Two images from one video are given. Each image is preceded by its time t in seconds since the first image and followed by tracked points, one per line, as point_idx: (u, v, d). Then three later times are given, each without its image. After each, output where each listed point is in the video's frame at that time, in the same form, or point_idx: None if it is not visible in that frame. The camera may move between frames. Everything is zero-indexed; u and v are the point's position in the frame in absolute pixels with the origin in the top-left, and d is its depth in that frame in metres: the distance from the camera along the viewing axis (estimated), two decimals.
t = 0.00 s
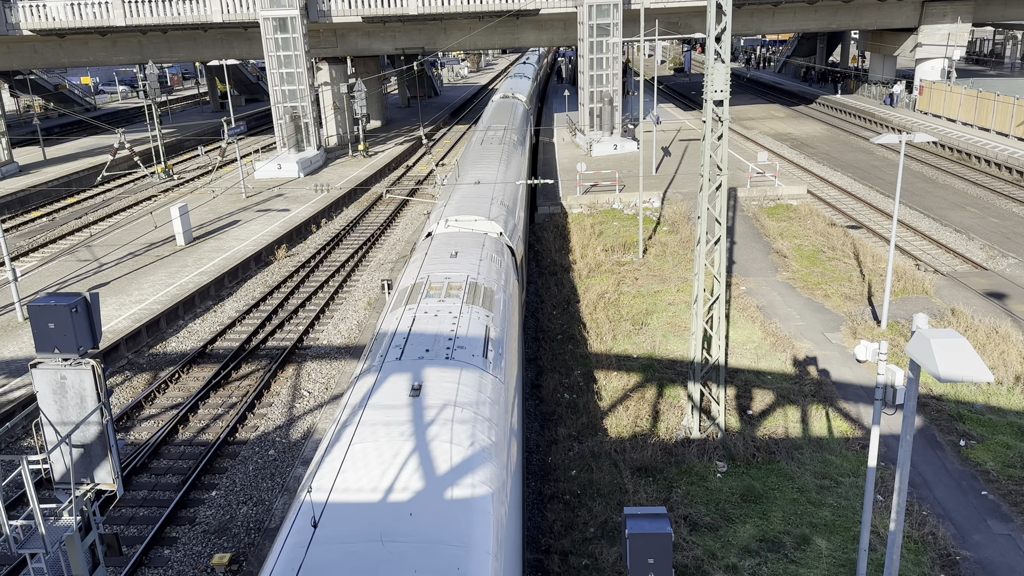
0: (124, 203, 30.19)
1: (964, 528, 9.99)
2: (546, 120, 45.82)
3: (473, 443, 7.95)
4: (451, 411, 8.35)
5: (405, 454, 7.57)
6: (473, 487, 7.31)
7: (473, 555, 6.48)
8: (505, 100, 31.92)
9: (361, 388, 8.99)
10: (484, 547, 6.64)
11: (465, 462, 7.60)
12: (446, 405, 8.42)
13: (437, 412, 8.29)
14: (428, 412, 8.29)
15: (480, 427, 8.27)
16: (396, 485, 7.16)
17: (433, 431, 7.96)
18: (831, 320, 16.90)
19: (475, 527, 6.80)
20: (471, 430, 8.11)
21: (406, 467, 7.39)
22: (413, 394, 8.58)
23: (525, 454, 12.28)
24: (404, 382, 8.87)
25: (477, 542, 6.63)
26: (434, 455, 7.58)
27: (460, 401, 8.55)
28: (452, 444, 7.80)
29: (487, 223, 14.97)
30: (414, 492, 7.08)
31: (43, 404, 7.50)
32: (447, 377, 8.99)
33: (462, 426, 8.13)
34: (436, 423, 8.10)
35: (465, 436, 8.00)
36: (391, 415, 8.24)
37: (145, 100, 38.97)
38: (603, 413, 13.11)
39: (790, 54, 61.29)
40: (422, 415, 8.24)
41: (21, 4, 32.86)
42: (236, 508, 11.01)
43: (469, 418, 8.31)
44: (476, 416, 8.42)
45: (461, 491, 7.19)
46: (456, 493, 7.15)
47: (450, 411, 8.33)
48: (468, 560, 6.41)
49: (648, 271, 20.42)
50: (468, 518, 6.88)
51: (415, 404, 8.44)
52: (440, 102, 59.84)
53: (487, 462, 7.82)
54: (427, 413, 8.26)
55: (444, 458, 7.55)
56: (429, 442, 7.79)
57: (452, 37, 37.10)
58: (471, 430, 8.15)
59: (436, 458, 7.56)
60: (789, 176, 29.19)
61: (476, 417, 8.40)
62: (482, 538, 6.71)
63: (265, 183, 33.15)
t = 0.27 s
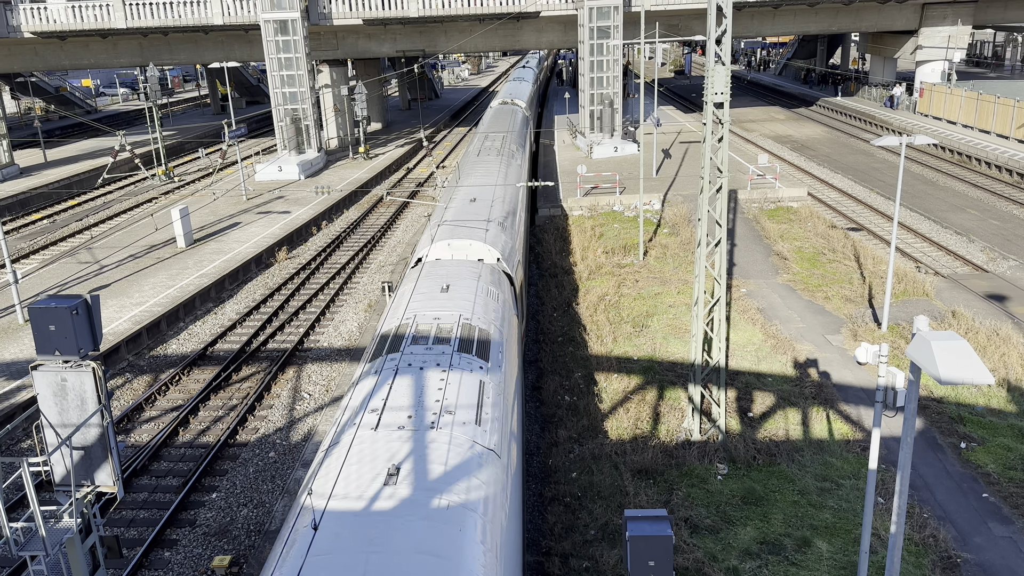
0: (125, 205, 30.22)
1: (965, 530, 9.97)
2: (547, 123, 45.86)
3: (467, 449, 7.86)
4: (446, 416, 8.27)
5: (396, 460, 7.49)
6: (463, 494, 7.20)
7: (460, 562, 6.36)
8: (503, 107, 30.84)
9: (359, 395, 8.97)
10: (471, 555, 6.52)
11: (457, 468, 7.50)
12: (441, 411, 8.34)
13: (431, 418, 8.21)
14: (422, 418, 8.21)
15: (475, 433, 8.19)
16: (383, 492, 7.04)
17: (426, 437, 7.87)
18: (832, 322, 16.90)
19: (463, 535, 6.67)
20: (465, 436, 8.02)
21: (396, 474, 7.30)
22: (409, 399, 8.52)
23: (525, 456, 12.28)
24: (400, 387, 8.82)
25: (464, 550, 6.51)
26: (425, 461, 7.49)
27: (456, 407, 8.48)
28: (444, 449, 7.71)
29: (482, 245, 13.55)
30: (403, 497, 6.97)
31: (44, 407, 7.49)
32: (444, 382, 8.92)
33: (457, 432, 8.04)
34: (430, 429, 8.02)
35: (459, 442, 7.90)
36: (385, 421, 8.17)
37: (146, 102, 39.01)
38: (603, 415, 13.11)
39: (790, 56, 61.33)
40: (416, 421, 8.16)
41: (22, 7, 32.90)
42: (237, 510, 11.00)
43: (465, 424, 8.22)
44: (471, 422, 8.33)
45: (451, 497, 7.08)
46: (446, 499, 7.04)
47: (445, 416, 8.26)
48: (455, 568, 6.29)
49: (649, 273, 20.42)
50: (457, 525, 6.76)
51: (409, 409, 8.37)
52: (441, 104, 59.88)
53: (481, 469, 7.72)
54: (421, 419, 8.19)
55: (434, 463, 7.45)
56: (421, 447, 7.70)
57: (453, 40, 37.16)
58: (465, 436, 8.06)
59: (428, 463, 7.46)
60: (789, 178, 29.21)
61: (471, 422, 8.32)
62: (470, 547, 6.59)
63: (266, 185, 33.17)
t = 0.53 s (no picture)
0: (126, 207, 30.24)
1: (967, 533, 9.96)
2: (547, 125, 45.87)
3: (469, 451, 7.88)
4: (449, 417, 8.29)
5: (398, 462, 7.49)
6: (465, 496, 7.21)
7: (462, 564, 6.37)
8: (502, 114, 29.71)
9: (361, 395, 8.99)
10: (473, 558, 6.54)
11: (459, 470, 7.52)
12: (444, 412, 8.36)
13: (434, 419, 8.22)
14: (424, 419, 8.22)
15: (477, 435, 8.21)
16: (385, 495, 7.03)
17: (428, 438, 7.88)
18: (833, 324, 16.89)
19: (464, 537, 6.67)
20: (467, 438, 8.04)
21: (398, 475, 7.31)
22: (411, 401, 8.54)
23: (525, 459, 12.28)
24: (402, 389, 8.83)
25: (466, 553, 6.52)
26: (428, 463, 7.50)
27: (458, 408, 8.50)
28: (446, 451, 7.72)
29: (477, 275, 12.24)
30: (404, 500, 6.97)
31: (45, 410, 7.50)
32: (446, 383, 8.94)
33: (459, 434, 8.06)
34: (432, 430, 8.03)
35: (462, 444, 7.92)
36: (387, 422, 8.19)
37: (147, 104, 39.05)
38: (604, 417, 13.09)
39: (791, 58, 61.35)
40: (418, 422, 8.17)
41: (23, 9, 32.90)
42: (238, 512, 11.00)
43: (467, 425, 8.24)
44: (474, 425, 8.35)
45: (452, 499, 7.09)
46: (447, 501, 7.04)
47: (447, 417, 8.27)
48: (457, 569, 6.29)
49: (649, 275, 20.43)
50: (459, 528, 6.77)
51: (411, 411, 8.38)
52: (441, 107, 59.93)
53: (482, 471, 7.74)
54: (423, 420, 8.20)
55: (436, 465, 7.46)
56: (423, 449, 7.71)
57: (454, 42, 37.20)
58: (467, 438, 8.08)
59: (430, 465, 7.46)
60: (790, 181, 29.21)
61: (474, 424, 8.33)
62: (471, 550, 6.60)
63: (267, 187, 33.20)
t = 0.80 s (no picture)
0: (127, 210, 30.28)
1: (968, 536, 9.94)
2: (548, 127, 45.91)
3: (470, 454, 7.88)
4: (450, 418, 8.30)
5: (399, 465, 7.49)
6: (466, 499, 7.22)
7: (463, 568, 6.38)
8: (501, 122, 28.54)
9: (363, 397, 9.01)
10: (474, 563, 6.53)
11: (460, 473, 7.52)
12: (445, 413, 8.38)
13: (435, 420, 8.23)
14: (425, 421, 8.22)
15: (479, 438, 8.22)
16: (386, 498, 7.02)
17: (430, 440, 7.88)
18: (834, 327, 16.88)
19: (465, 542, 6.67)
20: (468, 440, 8.05)
21: (399, 479, 7.29)
22: (413, 402, 8.55)
23: (526, 461, 12.28)
24: (403, 391, 8.82)
25: (466, 557, 6.52)
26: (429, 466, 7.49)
27: (459, 409, 8.51)
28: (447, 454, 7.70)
29: (470, 314, 10.79)
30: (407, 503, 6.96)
31: (46, 412, 7.51)
32: (448, 385, 8.95)
33: (460, 436, 8.05)
34: (433, 431, 8.03)
35: (463, 446, 7.92)
36: (389, 423, 8.19)
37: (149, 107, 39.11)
38: (604, 420, 13.09)
39: (791, 61, 61.39)
40: (420, 423, 8.19)
41: (25, 13, 32.97)
42: (238, 515, 11.00)
43: (468, 427, 8.26)
44: (475, 427, 8.35)
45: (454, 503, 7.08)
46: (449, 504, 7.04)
47: (448, 419, 8.29)
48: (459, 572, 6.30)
49: (650, 277, 20.43)
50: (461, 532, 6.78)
51: (412, 414, 8.37)
52: (442, 110, 59.98)
53: (483, 474, 7.74)
54: (424, 422, 8.19)
55: (438, 468, 7.45)
56: (425, 451, 7.71)
57: (455, 45, 37.27)
58: (469, 441, 8.08)
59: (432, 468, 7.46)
60: (791, 183, 29.22)
61: (475, 425, 8.35)
62: (473, 555, 6.60)
63: (268, 190, 33.22)
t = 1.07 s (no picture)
0: (128, 213, 30.32)
1: (970, 538, 9.93)
2: (549, 130, 45.94)
3: (472, 457, 7.88)
4: (451, 421, 8.31)
5: (399, 467, 7.50)
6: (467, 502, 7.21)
7: (462, 567, 6.39)
8: (499, 130, 27.44)
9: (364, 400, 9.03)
10: (474, 566, 6.52)
11: (461, 475, 7.52)
12: (446, 416, 8.39)
13: (436, 423, 8.24)
14: (427, 423, 8.23)
15: (480, 441, 8.22)
16: (386, 500, 7.02)
17: (430, 442, 7.89)
18: (835, 329, 16.87)
19: (465, 543, 6.68)
20: (469, 443, 8.06)
21: (400, 480, 7.29)
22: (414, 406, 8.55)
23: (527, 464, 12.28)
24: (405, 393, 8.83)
25: (466, 560, 6.51)
26: (430, 468, 7.49)
27: (460, 412, 8.52)
28: (448, 457, 7.71)
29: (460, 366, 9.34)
30: (406, 505, 6.96)
31: (46, 415, 7.51)
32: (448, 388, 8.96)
33: (462, 439, 8.06)
34: (433, 435, 8.04)
35: (464, 449, 7.92)
36: (390, 426, 8.20)
37: (149, 110, 39.14)
38: (605, 423, 13.08)
39: (792, 63, 61.42)
40: (420, 426, 8.19)
41: (26, 16, 33.03)
42: (239, 518, 10.99)
43: (468, 430, 8.27)
44: (476, 430, 8.35)
45: (453, 505, 7.08)
46: (448, 506, 7.04)
47: (449, 422, 8.30)
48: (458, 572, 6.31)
49: (651, 280, 20.43)
50: (461, 534, 6.77)
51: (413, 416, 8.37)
52: (442, 113, 60.01)
53: (483, 476, 7.74)
54: (426, 425, 8.20)
55: (438, 471, 7.45)
56: (425, 453, 7.72)
57: (455, 48, 37.33)
58: (470, 443, 8.09)
59: (432, 470, 7.46)
60: (791, 186, 29.22)
61: (476, 429, 8.36)
62: (472, 558, 6.59)
63: (268, 193, 33.23)
